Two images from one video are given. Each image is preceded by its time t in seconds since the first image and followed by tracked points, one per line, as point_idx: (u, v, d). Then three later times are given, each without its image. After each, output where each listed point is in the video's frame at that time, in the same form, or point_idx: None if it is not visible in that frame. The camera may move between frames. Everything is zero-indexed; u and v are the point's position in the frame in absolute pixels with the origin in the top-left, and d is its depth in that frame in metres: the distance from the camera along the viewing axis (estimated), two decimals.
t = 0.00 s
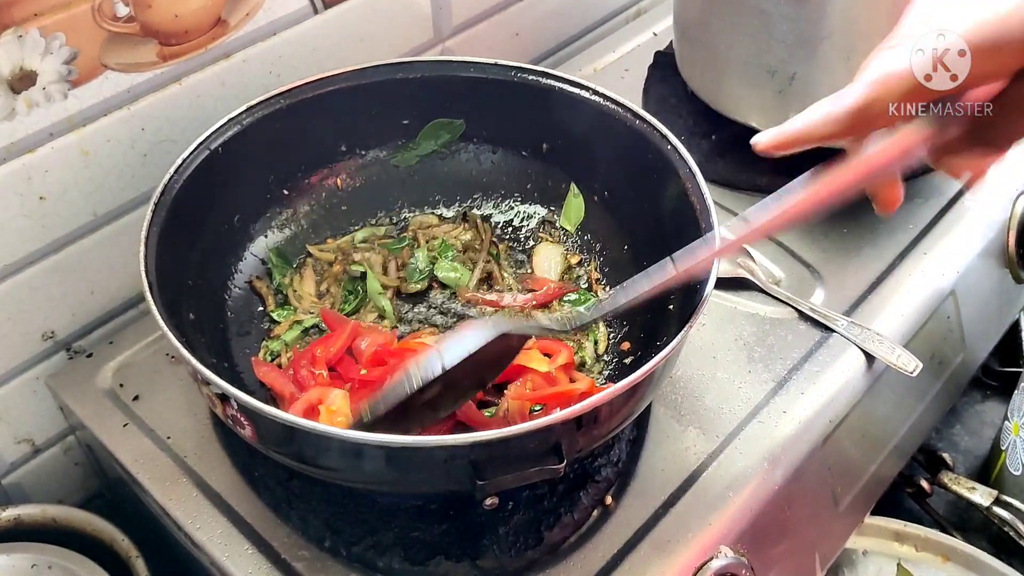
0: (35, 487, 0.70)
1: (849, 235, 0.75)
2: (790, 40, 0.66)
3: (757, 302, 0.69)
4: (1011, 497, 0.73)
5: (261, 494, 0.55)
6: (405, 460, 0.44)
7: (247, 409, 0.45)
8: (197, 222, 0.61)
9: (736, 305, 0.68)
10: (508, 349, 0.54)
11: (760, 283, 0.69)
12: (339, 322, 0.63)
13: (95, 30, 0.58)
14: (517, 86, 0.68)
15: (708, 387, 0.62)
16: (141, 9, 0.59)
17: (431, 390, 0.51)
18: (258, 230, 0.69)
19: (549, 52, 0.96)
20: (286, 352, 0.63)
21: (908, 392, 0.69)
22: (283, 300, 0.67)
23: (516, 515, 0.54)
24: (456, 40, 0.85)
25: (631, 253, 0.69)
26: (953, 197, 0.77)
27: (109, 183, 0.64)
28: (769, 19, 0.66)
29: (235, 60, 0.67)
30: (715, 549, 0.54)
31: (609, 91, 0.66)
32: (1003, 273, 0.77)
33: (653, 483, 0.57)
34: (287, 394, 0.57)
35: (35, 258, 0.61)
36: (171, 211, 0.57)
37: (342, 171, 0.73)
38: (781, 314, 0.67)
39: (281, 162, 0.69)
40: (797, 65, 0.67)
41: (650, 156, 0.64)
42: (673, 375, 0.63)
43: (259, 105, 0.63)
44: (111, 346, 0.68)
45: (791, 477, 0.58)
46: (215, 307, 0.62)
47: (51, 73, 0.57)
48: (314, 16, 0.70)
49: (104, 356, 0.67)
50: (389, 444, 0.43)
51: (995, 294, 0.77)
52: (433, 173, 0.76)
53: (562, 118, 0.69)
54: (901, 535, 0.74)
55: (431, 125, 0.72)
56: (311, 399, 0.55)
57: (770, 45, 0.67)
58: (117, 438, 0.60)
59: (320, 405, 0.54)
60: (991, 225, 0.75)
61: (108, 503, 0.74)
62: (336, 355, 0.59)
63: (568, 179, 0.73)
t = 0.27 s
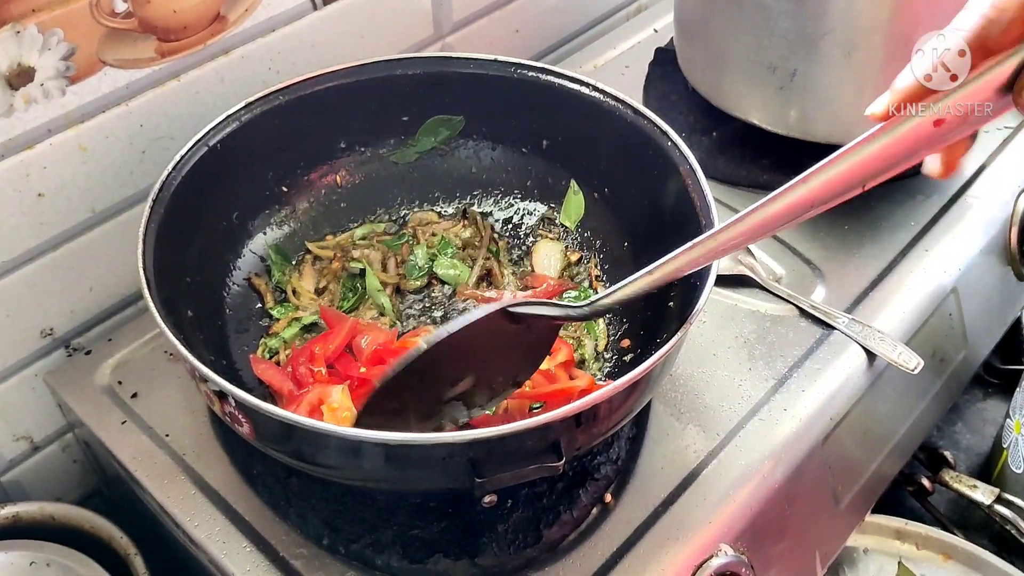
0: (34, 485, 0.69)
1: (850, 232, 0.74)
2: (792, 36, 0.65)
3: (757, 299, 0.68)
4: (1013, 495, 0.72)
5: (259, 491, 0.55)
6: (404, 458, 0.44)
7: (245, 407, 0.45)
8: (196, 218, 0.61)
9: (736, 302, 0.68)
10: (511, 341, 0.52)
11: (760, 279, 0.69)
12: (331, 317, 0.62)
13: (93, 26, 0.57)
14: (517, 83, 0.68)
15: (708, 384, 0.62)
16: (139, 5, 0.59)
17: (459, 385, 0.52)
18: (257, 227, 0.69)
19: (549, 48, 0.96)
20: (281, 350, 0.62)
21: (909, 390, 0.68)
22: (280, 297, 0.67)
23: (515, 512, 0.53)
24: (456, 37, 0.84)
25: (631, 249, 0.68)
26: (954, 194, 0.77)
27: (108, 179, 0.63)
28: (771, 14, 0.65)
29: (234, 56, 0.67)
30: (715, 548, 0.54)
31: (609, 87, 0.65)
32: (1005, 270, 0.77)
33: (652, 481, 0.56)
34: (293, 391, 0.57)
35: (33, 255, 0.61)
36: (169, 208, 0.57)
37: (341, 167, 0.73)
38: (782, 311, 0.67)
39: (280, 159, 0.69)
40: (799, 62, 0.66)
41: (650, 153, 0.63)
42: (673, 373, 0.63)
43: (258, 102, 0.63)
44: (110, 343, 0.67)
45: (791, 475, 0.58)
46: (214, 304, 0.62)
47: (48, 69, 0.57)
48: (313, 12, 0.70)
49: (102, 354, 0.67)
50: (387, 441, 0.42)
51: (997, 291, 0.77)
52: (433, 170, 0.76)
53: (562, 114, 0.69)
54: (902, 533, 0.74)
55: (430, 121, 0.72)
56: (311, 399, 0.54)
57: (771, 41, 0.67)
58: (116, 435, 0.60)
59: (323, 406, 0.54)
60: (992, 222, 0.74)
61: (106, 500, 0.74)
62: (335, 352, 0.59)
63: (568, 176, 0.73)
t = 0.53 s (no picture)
0: (35, 482, 0.69)
1: (852, 230, 0.74)
2: (793, 33, 0.65)
3: (759, 298, 0.68)
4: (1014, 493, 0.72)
5: (260, 489, 0.55)
6: (405, 457, 0.44)
7: (245, 405, 0.45)
8: (196, 217, 0.61)
9: (737, 300, 0.68)
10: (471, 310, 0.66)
11: (762, 277, 0.68)
12: (308, 261, 0.67)
13: (93, 24, 0.57)
14: (518, 81, 0.68)
15: (709, 383, 0.62)
16: (140, 3, 0.59)
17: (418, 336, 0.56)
18: (257, 225, 0.69)
19: (550, 46, 0.96)
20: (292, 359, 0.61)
21: (910, 388, 0.68)
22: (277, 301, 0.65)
23: (516, 510, 0.53)
24: (457, 34, 0.84)
25: (632, 247, 0.68)
26: (956, 192, 0.77)
27: (108, 177, 0.63)
28: (772, 12, 0.65)
29: (234, 54, 0.67)
30: (716, 546, 0.53)
31: (610, 85, 0.65)
32: (1007, 268, 0.77)
33: (653, 479, 0.56)
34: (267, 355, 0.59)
35: (33, 253, 0.61)
36: (170, 205, 0.57)
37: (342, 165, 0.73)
38: (783, 310, 0.67)
39: (280, 157, 0.69)
40: (800, 60, 0.66)
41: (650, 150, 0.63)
42: (674, 371, 0.63)
43: (258, 100, 0.63)
44: (110, 341, 0.67)
45: (792, 473, 0.58)
46: (214, 302, 0.62)
47: (48, 66, 0.56)
48: (314, 10, 0.70)
49: (103, 352, 0.66)
50: (387, 440, 0.42)
51: (999, 289, 0.77)
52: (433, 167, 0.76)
53: (563, 112, 0.69)
54: (904, 531, 0.73)
55: (431, 119, 0.72)
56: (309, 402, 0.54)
57: (773, 39, 0.66)
58: (116, 433, 0.60)
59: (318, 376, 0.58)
60: (994, 220, 0.74)
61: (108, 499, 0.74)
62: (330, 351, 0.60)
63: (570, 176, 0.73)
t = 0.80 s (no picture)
0: (36, 481, 0.69)
1: (855, 228, 0.74)
2: (797, 30, 0.65)
3: (762, 297, 0.68)
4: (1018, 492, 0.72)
5: (262, 488, 0.55)
6: (406, 455, 0.44)
7: (247, 403, 0.45)
8: (198, 215, 0.61)
9: (738, 298, 0.68)
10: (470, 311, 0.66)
11: (765, 275, 0.68)
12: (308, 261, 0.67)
13: (94, 21, 0.57)
14: (520, 78, 0.67)
15: (712, 381, 0.62)
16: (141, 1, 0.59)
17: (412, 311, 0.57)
18: (258, 223, 0.69)
19: (552, 44, 0.95)
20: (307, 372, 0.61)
21: (914, 386, 0.68)
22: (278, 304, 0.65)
23: (517, 509, 0.53)
24: (459, 32, 0.84)
25: (633, 245, 0.68)
26: (959, 190, 0.77)
27: (109, 175, 0.63)
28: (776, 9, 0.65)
29: (235, 51, 0.67)
30: (719, 545, 0.53)
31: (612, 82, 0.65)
32: (1011, 266, 0.77)
33: (656, 478, 0.56)
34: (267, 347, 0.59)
35: (35, 251, 0.61)
36: (171, 203, 0.57)
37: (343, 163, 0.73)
38: (785, 308, 0.67)
39: (282, 155, 0.68)
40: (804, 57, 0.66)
41: (652, 147, 0.63)
42: (677, 369, 0.62)
43: (260, 97, 0.62)
44: (112, 340, 0.67)
45: (795, 471, 0.57)
46: (215, 300, 0.62)
47: (49, 64, 0.56)
48: (315, 7, 0.70)
49: (104, 350, 0.66)
50: (389, 438, 0.42)
51: (1003, 288, 0.76)
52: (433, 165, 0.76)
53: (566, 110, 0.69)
54: (907, 530, 0.73)
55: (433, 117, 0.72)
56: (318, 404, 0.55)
57: (776, 36, 0.66)
58: (117, 432, 0.60)
59: (330, 373, 0.59)
60: (997, 217, 0.74)
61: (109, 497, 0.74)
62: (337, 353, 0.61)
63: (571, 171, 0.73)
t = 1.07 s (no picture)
0: (36, 481, 0.69)
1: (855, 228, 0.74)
2: (796, 30, 0.65)
3: (761, 297, 0.68)
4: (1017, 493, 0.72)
5: (260, 488, 0.55)
6: (404, 456, 0.43)
7: (245, 405, 0.45)
8: (197, 215, 0.61)
9: (738, 299, 0.68)
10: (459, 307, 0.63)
11: (764, 276, 0.68)
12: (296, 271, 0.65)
13: (94, 22, 0.57)
14: (520, 78, 0.67)
15: (711, 382, 0.62)
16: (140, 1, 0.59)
17: (480, 397, 0.52)
18: (257, 223, 0.69)
19: (552, 43, 0.95)
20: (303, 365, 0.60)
21: (913, 387, 0.68)
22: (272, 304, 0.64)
23: (516, 511, 0.53)
24: (459, 32, 0.84)
25: (633, 245, 0.68)
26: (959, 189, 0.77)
27: (108, 175, 0.63)
28: (776, 8, 0.65)
29: (234, 52, 0.67)
30: (717, 546, 0.53)
31: (612, 82, 0.65)
32: (1011, 266, 0.76)
33: (655, 479, 0.56)
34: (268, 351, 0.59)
35: (34, 251, 0.61)
36: (170, 203, 0.57)
37: (342, 163, 0.73)
38: (785, 308, 0.67)
39: (281, 155, 0.68)
40: (803, 57, 0.66)
41: (652, 147, 0.63)
42: (676, 369, 0.62)
43: (259, 97, 0.62)
44: (111, 340, 0.67)
45: (793, 472, 0.57)
46: (214, 300, 0.62)
47: (48, 64, 0.56)
48: (315, 7, 0.70)
49: (104, 350, 0.66)
50: (386, 439, 0.42)
51: (1003, 288, 0.76)
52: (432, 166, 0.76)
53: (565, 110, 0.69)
54: (907, 531, 0.73)
55: (432, 116, 0.72)
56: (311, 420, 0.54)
57: (776, 36, 0.66)
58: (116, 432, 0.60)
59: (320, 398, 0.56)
60: (998, 218, 0.74)
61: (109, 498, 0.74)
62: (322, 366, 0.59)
63: (571, 172, 0.73)
